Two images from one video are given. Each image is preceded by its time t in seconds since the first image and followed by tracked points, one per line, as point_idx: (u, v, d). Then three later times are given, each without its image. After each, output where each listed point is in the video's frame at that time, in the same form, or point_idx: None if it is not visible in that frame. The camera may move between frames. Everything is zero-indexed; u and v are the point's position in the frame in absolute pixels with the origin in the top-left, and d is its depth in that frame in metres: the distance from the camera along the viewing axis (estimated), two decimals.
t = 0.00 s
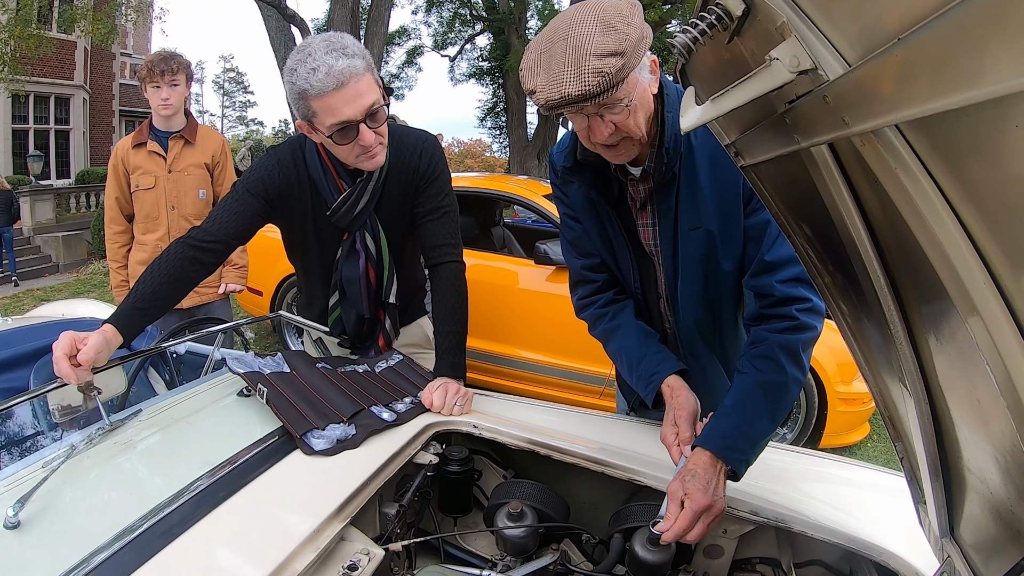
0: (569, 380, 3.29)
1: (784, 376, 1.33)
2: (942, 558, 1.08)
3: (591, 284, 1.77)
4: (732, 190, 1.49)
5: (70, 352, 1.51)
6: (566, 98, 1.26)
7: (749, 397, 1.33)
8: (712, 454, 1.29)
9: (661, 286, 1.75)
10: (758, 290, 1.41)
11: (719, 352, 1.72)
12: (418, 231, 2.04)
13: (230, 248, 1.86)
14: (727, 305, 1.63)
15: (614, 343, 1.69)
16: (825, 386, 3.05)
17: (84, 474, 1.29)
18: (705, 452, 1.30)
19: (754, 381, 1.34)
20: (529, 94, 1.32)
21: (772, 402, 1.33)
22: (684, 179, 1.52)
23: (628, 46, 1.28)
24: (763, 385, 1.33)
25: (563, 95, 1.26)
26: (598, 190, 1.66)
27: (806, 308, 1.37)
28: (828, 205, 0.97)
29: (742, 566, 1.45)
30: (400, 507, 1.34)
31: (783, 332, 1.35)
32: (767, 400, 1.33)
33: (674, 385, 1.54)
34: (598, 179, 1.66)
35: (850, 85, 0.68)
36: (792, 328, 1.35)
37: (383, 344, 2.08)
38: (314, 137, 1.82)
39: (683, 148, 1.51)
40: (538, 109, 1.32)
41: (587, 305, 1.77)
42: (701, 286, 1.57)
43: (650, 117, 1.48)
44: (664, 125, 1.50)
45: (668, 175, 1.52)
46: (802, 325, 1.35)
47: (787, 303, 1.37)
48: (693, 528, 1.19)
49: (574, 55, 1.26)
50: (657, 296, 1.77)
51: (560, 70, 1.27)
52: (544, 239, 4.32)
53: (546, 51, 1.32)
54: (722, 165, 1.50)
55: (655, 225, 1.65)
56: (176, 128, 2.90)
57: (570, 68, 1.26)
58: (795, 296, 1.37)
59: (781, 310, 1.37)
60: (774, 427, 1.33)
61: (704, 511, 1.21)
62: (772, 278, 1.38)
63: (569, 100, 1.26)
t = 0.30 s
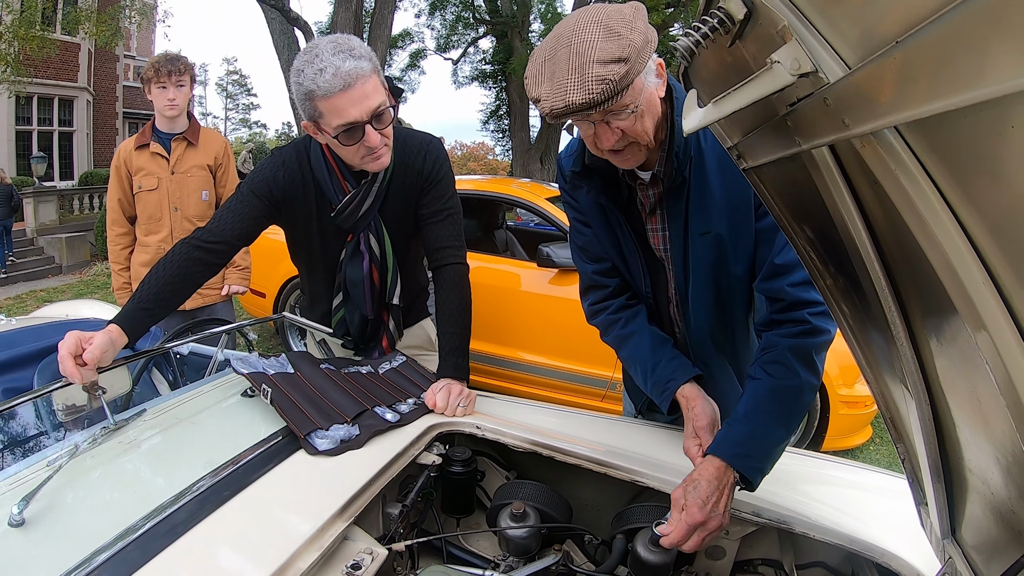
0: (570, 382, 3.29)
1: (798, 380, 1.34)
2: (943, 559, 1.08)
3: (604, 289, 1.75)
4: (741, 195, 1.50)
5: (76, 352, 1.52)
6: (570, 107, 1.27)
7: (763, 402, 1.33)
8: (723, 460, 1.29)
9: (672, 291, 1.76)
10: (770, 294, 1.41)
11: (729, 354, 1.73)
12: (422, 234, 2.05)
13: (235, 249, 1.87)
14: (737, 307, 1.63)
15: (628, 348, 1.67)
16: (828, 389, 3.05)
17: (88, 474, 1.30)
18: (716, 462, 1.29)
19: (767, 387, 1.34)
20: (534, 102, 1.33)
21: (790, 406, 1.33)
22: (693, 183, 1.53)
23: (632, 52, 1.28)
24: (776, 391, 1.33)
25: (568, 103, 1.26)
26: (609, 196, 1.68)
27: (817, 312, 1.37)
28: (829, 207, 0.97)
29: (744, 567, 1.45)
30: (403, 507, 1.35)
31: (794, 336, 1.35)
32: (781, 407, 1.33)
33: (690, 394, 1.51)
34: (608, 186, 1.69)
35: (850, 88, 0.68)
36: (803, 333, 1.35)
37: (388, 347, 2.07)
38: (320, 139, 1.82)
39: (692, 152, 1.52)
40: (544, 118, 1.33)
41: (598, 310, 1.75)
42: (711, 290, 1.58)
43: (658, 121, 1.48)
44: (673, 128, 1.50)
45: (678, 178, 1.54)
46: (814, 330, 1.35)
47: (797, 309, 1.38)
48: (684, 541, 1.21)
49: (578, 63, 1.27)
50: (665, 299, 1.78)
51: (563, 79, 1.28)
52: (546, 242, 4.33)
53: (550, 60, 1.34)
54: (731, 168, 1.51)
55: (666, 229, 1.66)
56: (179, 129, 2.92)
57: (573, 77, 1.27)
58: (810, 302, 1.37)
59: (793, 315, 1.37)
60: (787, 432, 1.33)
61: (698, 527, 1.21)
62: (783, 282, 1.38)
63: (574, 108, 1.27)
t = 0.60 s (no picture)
0: (569, 382, 3.29)
1: (797, 382, 1.33)
2: (942, 559, 1.08)
3: (606, 291, 1.73)
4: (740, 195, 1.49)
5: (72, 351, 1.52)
6: (566, 106, 1.27)
7: (763, 403, 1.33)
8: (720, 465, 1.27)
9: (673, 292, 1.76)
10: (771, 294, 1.40)
11: (732, 355, 1.71)
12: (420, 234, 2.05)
13: (232, 248, 1.86)
14: (738, 307, 1.62)
15: (630, 353, 1.66)
16: (827, 388, 3.04)
17: (84, 473, 1.30)
18: (713, 466, 1.28)
19: (767, 389, 1.34)
20: (530, 100, 1.33)
21: (793, 409, 1.33)
22: (692, 182, 1.53)
23: (628, 50, 1.28)
24: (775, 393, 1.33)
25: (563, 102, 1.27)
26: (609, 196, 1.68)
27: (816, 313, 1.37)
28: (826, 206, 0.97)
29: (742, 567, 1.45)
30: (400, 507, 1.35)
31: (793, 339, 1.36)
32: (780, 409, 1.33)
33: (692, 405, 1.52)
34: (608, 185, 1.69)
35: (844, 83, 0.68)
36: (803, 335, 1.36)
37: (387, 347, 2.07)
38: (317, 137, 1.82)
39: (693, 151, 1.52)
40: (539, 116, 1.33)
41: (600, 313, 1.73)
42: (711, 291, 1.58)
43: (658, 118, 1.47)
44: (671, 128, 1.51)
45: (678, 176, 1.54)
46: (813, 332, 1.36)
47: (796, 311, 1.38)
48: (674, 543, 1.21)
49: (573, 61, 1.27)
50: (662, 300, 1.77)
51: (559, 77, 1.28)
52: (545, 242, 4.32)
53: (546, 57, 1.33)
54: (730, 169, 1.51)
55: (666, 229, 1.66)
56: (173, 130, 2.92)
57: (568, 75, 1.27)
58: (809, 303, 1.37)
59: (792, 316, 1.38)
60: (788, 433, 1.33)
61: (686, 529, 1.21)
62: (783, 284, 1.38)
63: (569, 107, 1.27)
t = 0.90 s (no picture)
0: (569, 382, 3.30)
1: (795, 385, 1.35)
2: (940, 556, 1.09)
3: (602, 291, 1.77)
4: (740, 197, 1.50)
5: (76, 353, 1.53)
6: (538, 106, 1.30)
7: (762, 403, 1.34)
8: (719, 465, 1.29)
9: (670, 293, 1.77)
10: (768, 297, 1.42)
11: (731, 356, 1.73)
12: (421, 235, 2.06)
13: (234, 250, 1.87)
14: (736, 308, 1.63)
15: (627, 352, 1.67)
16: (827, 388, 3.06)
17: (88, 475, 1.30)
18: (712, 466, 1.29)
19: (764, 391, 1.35)
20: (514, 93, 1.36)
21: (792, 406, 1.35)
22: (691, 183, 1.54)
23: (608, 58, 1.28)
24: (774, 395, 1.34)
25: (535, 102, 1.29)
26: (606, 198, 1.68)
27: (814, 316, 1.38)
28: (824, 207, 0.98)
29: (743, 565, 1.46)
30: (403, 506, 1.36)
31: (792, 340, 1.37)
32: (779, 410, 1.34)
33: (690, 399, 1.53)
34: (606, 187, 1.69)
35: (843, 89, 0.69)
36: (800, 337, 1.37)
37: (388, 347, 2.08)
38: (319, 139, 1.83)
39: (691, 152, 1.54)
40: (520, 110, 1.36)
41: (597, 312, 1.75)
42: (708, 292, 1.59)
43: (646, 124, 1.47)
44: (669, 128, 1.52)
45: (677, 178, 1.55)
46: (812, 334, 1.37)
47: (794, 313, 1.39)
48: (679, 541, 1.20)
49: (552, 63, 1.29)
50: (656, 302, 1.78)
51: (537, 77, 1.30)
52: (544, 242, 4.33)
53: (536, 54, 1.35)
54: (729, 170, 1.52)
55: (662, 229, 1.67)
56: (162, 132, 2.92)
57: (545, 77, 1.29)
58: (807, 304, 1.38)
59: (791, 319, 1.38)
60: (787, 432, 1.34)
61: (691, 529, 1.21)
62: (781, 286, 1.40)
63: (541, 107, 1.30)
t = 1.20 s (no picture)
0: (569, 384, 3.31)
1: (792, 388, 1.35)
2: (939, 556, 1.10)
3: (584, 289, 1.80)
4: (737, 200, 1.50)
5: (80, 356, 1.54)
6: (549, 108, 1.29)
7: (762, 404, 1.35)
8: (721, 467, 1.31)
9: (659, 294, 1.77)
10: (765, 302, 1.42)
11: (730, 357, 1.74)
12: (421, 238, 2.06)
13: (235, 253, 1.88)
14: (734, 310, 1.64)
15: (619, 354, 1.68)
16: (826, 389, 3.07)
17: (91, 478, 1.31)
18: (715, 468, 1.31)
19: (763, 394, 1.36)
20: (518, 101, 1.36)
21: (782, 411, 1.35)
22: (686, 186, 1.56)
23: (613, 56, 1.29)
24: (773, 398, 1.35)
25: (545, 105, 1.29)
26: (600, 197, 1.70)
27: (811, 321, 1.39)
28: (823, 210, 0.99)
29: (743, 566, 1.47)
30: (405, 508, 1.37)
31: (790, 343, 1.37)
32: (778, 411, 1.34)
33: (636, 385, 1.56)
34: (600, 186, 1.71)
35: (841, 94, 0.70)
36: (796, 339, 1.37)
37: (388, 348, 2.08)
38: (319, 143, 1.83)
39: (686, 155, 1.55)
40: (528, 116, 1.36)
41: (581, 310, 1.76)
42: (701, 295, 1.60)
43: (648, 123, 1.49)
44: (666, 130, 1.53)
45: (672, 180, 1.57)
46: (806, 335, 1.37)
47: (793, 317, 1.40)
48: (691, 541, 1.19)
49: (558, 65, 1.29)
50: (654, 305, 1.79)
51: (545, 80, 1.30)
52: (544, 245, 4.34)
53: (537, 59, 1.35)
54: (724, 171, 1.52)
55: (658, 230, 1.68)
56: (148, 136, 2.93)
57: (553, 79, 1.29)
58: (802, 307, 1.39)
59: (787, 324, 1.39)
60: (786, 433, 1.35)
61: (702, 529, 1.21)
62: (778, 291, 1.40)
63: (552, 110, 1.29)
